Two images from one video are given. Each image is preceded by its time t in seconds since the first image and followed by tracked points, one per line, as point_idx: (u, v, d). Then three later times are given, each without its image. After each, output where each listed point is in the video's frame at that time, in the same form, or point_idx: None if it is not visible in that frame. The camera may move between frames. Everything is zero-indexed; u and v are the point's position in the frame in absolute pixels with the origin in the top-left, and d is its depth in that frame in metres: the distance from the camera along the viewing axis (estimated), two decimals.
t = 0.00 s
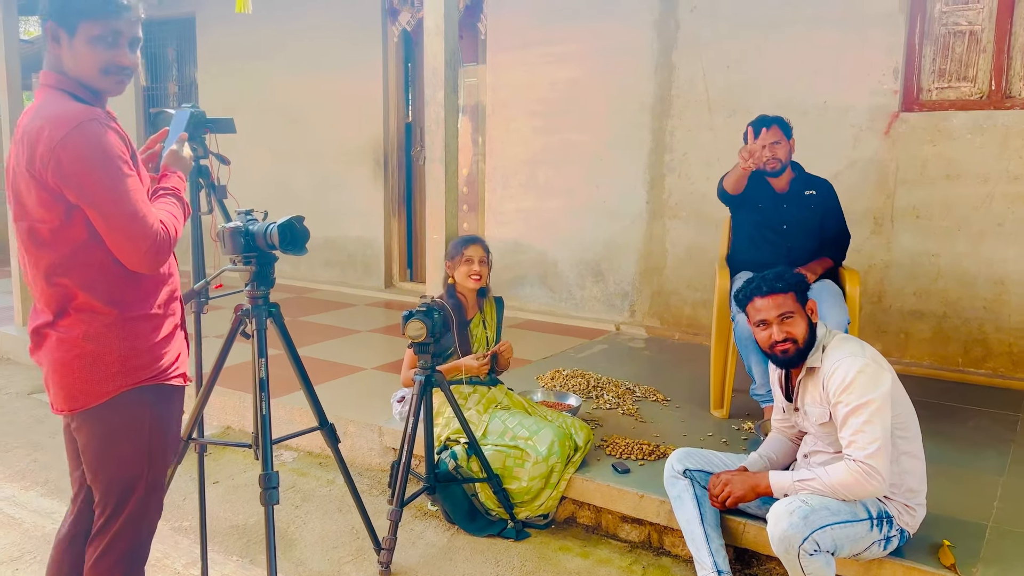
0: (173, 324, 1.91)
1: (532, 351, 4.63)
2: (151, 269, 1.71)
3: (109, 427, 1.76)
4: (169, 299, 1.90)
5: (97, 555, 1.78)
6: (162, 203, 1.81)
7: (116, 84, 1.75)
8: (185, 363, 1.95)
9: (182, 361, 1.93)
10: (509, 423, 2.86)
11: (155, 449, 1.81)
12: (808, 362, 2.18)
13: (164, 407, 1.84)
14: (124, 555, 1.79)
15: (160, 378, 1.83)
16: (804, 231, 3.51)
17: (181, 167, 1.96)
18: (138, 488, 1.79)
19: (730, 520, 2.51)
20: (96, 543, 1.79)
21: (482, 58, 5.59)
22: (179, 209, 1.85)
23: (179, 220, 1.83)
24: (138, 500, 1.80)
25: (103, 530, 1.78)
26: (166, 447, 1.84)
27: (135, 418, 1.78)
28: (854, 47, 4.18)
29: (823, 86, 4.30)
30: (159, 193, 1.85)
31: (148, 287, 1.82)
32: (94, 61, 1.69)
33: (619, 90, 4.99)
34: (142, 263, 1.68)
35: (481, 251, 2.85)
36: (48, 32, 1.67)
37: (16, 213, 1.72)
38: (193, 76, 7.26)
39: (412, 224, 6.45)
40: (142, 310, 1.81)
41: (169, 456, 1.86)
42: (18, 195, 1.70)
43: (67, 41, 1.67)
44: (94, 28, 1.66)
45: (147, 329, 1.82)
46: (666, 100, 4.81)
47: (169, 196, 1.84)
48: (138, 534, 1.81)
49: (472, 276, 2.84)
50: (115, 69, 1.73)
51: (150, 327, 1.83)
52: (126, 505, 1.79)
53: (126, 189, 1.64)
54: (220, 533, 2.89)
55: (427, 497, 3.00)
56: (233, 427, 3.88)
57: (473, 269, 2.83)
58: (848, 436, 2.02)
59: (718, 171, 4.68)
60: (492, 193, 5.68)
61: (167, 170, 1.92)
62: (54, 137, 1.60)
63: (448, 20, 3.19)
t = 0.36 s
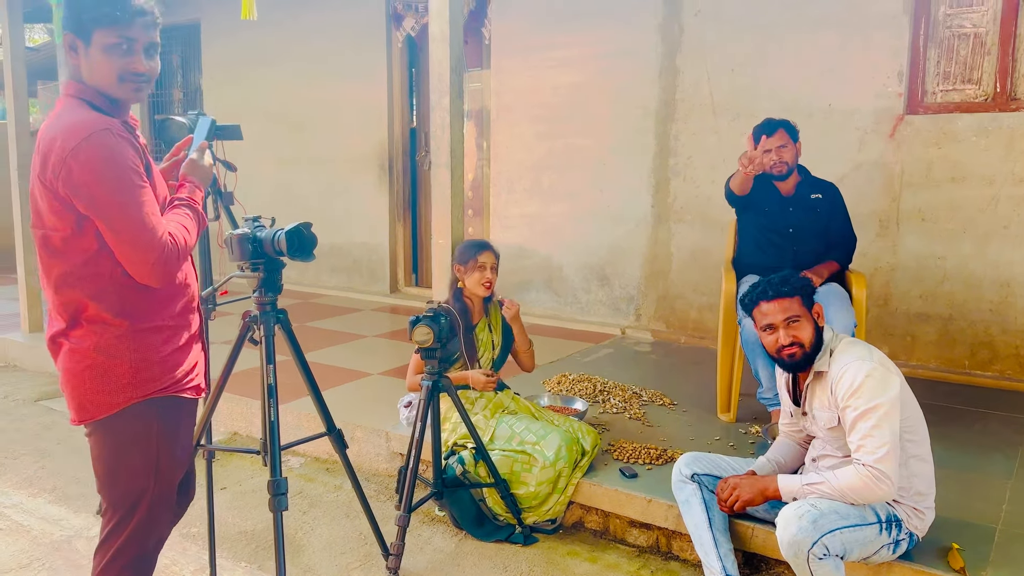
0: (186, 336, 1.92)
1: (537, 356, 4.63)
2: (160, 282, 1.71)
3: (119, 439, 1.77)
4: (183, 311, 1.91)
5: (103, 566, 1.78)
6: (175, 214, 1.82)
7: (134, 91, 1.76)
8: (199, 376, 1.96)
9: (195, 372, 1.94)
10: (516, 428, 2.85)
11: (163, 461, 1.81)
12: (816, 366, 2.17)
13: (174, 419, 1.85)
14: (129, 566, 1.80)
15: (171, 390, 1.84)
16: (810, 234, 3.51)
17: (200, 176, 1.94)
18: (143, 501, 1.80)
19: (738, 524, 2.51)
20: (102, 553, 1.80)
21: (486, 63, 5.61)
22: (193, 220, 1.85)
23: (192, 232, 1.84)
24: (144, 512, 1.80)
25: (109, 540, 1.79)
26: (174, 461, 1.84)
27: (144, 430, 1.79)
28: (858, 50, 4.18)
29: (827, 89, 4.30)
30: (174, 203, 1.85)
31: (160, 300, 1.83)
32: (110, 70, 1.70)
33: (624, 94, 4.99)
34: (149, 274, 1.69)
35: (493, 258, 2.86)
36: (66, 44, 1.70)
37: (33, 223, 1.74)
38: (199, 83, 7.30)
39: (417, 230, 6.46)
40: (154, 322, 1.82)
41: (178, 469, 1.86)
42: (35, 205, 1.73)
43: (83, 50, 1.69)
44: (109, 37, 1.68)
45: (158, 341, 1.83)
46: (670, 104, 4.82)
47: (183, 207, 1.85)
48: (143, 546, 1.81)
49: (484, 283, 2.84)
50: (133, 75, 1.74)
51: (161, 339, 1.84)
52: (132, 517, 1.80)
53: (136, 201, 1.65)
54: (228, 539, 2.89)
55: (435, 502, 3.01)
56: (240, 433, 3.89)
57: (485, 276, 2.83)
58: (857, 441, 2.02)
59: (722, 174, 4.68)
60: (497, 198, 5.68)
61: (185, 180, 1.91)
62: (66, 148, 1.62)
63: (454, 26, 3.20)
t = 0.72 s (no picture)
0: (201, 337, 1.95)
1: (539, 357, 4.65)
2: (172, 286, 1.74)
3: (132, 437, 1.81)
4: (199, 312, 1.94)
5: (114, 562, 1.81)
6: (191, 218, 1.85)
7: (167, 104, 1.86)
8: (214, 377, 1.99)
9: (210, 373, 1.97)
10: (522, 428, 2.87)
11: (174, 461, 1.84)
12: (817, 362, 2.20)
13: (187, 419, 1.88)
14: (140, 564, 1.82)
15: (184, 390, 1.87)
16: (810, 232, 3.54)
17: (218, 180, 2.01)
18: (155, 500, 1.82)
19: (745, 521, 2.53)
20: (114, 550, 1.83)
21: (485, 66, 5.64)
22: (206, 225, 1.88)
23: (206, 235, 1.86)
24: (156, 511, 1.83)
25: (121, 538, 1.82)
26: (186, 461, 1.87)
27: (157, 430, 1.82)
28: (855, 50, 4.21)
29: (825, 89, 4.33)
30: (190, 208, 1.90)
31: (176, 301, 1.87)
32: (165, 81, 1.81)
33: (622, 96, 5.02)
34: (161, 278, 1.71)
35: (498, 259, 2.89)
36: (120, 49, 1.74)
37: (53, 225, 1.80)
38: (197, 88, 7.31)
39: (417, 232, 6.48)
40: (169, 323, 1.86)
41: (190, 470, 1.88)
42: (54, 208, 1.78)
43: (144, 60, 1.76)
44: (171, 49, 1.79)
45: (173, 342, 1.86)
46: (669, 105, 4.85)
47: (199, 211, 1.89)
48: (153, 544, 1.84)
49: (490, 284, 2.87)
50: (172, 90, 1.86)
51: (176, 340, 1.87)
52: (144, 515, 1.82)
53: (149, 206, 1.68)
54: (236, 541, 2.90)
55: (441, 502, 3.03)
56: (244, 436, 3.90)
57: (492, 277, 2.87)
58: (864, 437, 2.03)
59: (721, 174, 4.71)
60: (497, 200, 5.71)
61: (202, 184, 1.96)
62: (83, 153, 1.67)
63: (455, 29, 3.22)
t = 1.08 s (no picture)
0: (202, 337, 2.02)
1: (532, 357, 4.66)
2: (176, 286, 1.81)
3: (136, 436, 1.87)
4: (200, 313, 2.02)
5: (115, 559, 1.87)
6: (192, 221, 1.92)
7: (167, 108, 1.94)
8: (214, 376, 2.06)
9: (210, 372, 2.04)
10: (515, 429, 2.88)
11: (175, 459, 1.90)
12: (803, 358, 2.22)
13: (188, 418, 1.94)
14: (141, 560, 1.88)
15: (186, 389, 1.94)
16: (800, 231, 3.56)
17: (217, 184, 2.08)
18: (156, 498, 1.88)
19: (738, 519, 2.55)
20: (114, 547, 1.88)
21: (476, 67, 5.64)
22: (208, 227, 1.96)
23: (208, 238, 1.94)
24: (156, 509, 1.89)
25: (121, 535, 1.88)
26: (186, 459, 1.93)
27: (159, 428, 1.89)
28: (844, 49, 4.23)
29: (814, 89, 4.36)
30: (191, 210, 1.97)
31: (178, 302, 1.94)
32: (167, 85, 1.89)
33: (613, 96, 5.04)
34: (166, 279, 1.79)
35: (497, 260, 2.91)
36: (127, 54, 1.81)
37: (57, 230, 1.87)
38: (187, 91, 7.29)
39: (409, 234, 6.48)
40: (172, 324, 1.93)
41: (190, 467, 1.95)
42: (58, 213, 1.84)
43: (149, 64, 1.83)
44: (174, 54, 1.87)
45: (175, 342, 1.93)
46: (659, 105, 4.86)
47: (200, 214, 1.97)
48: (152, 542, 1.89)
49: (491, 288, 2.87)
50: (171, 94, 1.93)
51: (178, 340, 1.94)
52: (145, 513, 1.88)
53: (155, 209, 1.76)
54: (231, 545, 2.90)
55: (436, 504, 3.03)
56: (237, 440, 3.89)
57: (492, 279, 2.87)
58: (851, 436, 2.04)
59: (712, 174, 4.73)
60: (489, 201, 5.71)
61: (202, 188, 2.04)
62: (89, 158, 1.74)
63: (446, 31, 3.22)
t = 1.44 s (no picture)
0: (191, 334, 2.01)
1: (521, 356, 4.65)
2: (169, 285, 1.81)
3: (124, 433, 1.86)
4: (189, 311, 2.01)
5: (100, 557, 1.85)
6: (182, 219, 1.92)
7: (152, 110, 1.92)
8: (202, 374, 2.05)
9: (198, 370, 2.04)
10: (505, 429, 2.86)
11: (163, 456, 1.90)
12: (790, 356, 2.23)
13: (177, 416, 1.94)
14: (127, 557, 1.87)
15: (175, 386, 1.93)
16: (787, 230, 3.57)
17: (203, 181, 2.06)
18: (143, 495, 1.87)
19: (725, 517, 2.55)
20: (99, 545, 1.86)
21: (464, 66, 5.63)
22: (198, 225, 1.95)
23: (199, 236, 1.94)
24: (143, 506, 1.88)
25: (107, 533, 1.86)
26: (174, 457, 1.93)
27: (148, 426, 1.88)
28: (831, 48, 4.25)
29: (801, 88, 4.37)
30: (181, 208, 1.96)
31: (168, 300, 1.93)
32: (153, 87, 1.88)
33: (601, 95, 5.03)
34: (160, 278, 1.78)
35: (493, 259, 2.87)
36: (116, 54, 1.80)
37: (43, 228, 1.84)
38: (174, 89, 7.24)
39: (397, 233, 6.46)
40: (162, 322, 1.92)
41: (178, 465, 1.94)
42: (45, 211, 1.82)
43: (137, 65, 1.82)
44: (162, 59, 1.87)
45: (165, 340, 1.93)
46: (647, 104, 4.87)
47: (189, 212, 1.96)
48: (139, 539, 1.88)
49: (486, 286, 2.84)
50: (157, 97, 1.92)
51: (168, 338, 1.93)
52: (132, 510, 1.87)
53: (149, 209, 1.75)
54: (217, 546, 2.88)
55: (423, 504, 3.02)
56: (224, 440, 3.87)
57: (488, 276, 2.83)
58: (837, 433, 2.04)
59: (700, 173, 4.74)
60: (477, 200, 5.71)
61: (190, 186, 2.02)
62: (81, 157, 1.72)
63: (432, 29, 3.21)
